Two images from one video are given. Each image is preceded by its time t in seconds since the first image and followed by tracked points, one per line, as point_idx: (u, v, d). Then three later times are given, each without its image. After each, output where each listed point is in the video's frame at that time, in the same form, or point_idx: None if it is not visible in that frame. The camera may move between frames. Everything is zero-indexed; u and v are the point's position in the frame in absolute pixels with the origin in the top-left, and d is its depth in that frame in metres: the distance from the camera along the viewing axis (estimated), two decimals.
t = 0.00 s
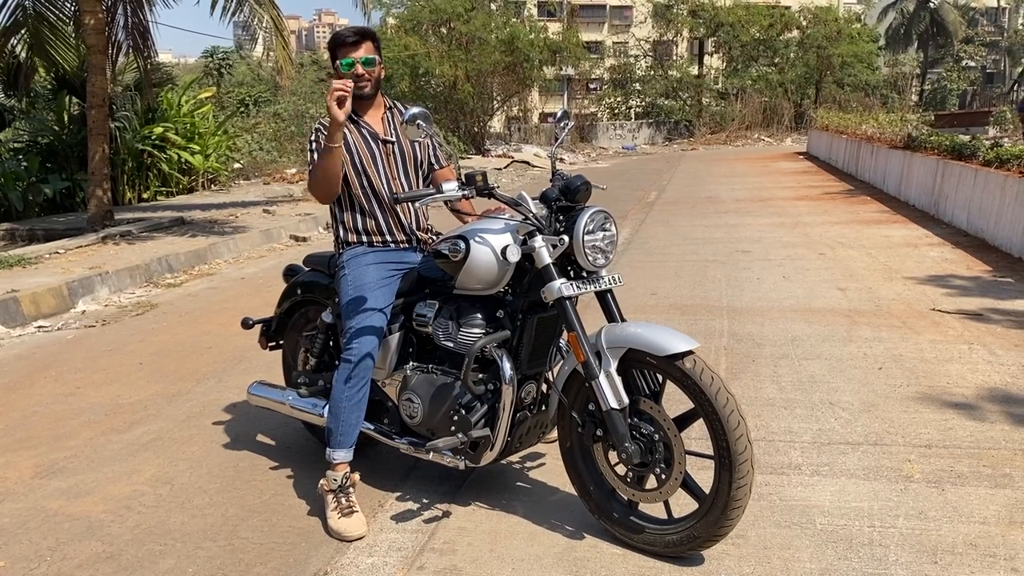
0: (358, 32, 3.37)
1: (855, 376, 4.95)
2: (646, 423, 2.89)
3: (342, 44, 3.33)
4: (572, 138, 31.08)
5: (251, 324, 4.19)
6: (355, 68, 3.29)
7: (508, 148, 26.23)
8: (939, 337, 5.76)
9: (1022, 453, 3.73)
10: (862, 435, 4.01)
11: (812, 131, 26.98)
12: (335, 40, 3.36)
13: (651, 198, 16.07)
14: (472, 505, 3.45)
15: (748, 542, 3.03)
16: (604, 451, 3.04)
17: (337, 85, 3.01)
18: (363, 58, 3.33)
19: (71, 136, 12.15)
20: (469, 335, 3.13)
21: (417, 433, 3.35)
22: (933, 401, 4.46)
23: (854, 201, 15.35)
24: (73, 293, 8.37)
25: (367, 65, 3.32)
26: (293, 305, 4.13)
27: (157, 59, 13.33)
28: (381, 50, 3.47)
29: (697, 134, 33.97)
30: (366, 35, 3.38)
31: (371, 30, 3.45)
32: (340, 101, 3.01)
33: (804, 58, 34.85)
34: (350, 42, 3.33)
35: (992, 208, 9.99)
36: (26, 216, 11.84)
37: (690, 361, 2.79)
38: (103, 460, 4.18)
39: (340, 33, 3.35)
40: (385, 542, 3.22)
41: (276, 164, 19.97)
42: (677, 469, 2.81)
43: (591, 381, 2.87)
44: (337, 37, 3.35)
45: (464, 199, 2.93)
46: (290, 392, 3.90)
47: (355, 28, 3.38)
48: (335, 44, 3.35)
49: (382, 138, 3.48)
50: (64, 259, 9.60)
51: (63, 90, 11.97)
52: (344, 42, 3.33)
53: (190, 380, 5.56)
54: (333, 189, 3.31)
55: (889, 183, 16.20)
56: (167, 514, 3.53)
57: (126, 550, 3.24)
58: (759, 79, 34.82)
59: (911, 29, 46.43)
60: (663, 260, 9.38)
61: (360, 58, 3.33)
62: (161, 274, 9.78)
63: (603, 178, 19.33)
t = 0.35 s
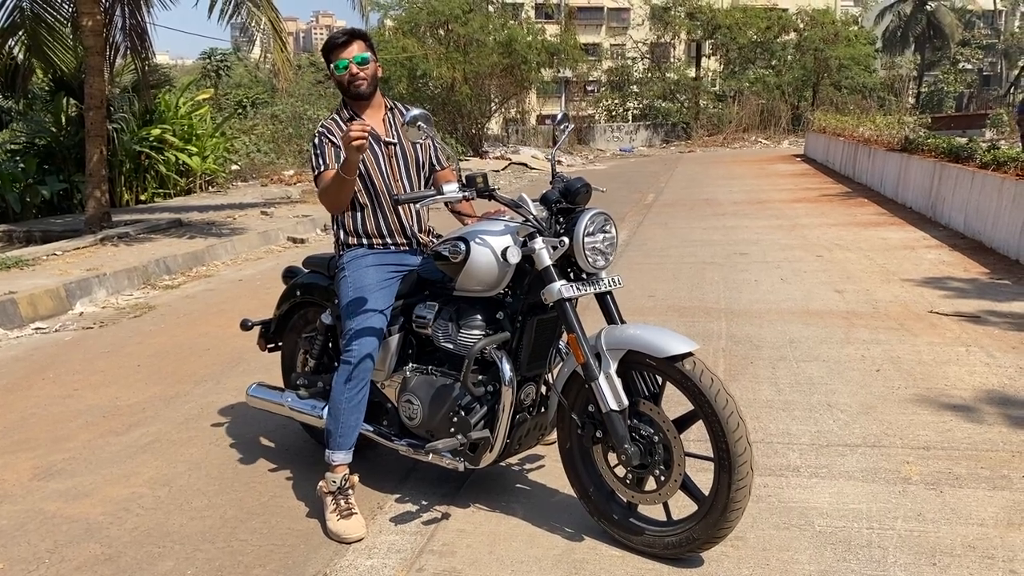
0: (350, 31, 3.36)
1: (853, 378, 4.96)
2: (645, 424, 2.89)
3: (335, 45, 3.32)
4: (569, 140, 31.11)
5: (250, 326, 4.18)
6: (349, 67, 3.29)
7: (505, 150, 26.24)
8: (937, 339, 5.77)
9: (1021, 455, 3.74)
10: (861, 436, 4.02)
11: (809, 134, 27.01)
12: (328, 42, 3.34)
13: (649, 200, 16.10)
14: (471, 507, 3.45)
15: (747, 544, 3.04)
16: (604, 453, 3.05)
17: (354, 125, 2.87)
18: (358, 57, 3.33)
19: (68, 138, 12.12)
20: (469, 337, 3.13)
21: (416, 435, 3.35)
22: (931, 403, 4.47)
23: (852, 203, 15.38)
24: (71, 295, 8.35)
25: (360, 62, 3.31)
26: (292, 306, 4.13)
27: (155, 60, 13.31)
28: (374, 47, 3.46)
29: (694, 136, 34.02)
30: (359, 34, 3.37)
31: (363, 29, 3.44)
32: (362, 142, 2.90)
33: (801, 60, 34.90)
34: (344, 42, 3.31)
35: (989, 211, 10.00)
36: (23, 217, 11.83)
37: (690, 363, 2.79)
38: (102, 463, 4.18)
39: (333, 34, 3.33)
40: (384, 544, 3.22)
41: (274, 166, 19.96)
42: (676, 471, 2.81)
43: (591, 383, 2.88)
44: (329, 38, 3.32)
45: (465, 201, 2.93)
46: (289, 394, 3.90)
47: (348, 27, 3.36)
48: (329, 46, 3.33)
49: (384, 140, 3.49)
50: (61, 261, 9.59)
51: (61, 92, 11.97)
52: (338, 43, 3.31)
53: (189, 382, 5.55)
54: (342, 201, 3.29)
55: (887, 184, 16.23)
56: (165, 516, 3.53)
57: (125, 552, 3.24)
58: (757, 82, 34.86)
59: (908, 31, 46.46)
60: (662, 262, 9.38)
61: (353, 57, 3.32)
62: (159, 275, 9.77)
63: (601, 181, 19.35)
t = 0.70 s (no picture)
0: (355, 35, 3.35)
1: (852, 380, 4.97)
2: (647, 426, 2.89)
3: (340, 49, 3.31)
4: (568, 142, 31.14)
5: (251, 328, 4.18)
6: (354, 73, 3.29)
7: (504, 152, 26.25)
8: (936, 341, 5.78)
9: (1020, 457, 3.74)
10: (860, 438, 4.02)
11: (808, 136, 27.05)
12: (332, 46, 3.33)
13: (647, 201, 16.12)
14: (472, 509, 3.46)
15: (747, 546, 3.04)
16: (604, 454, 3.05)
17: (360, 138, 2.87)
18: (362, 62, 3.33)
19: (66, 139, 12.10)
20: (470, 338, 3.13)
21: (417, 436, 3.35)
22: (930, 405, 4.48)
23: (850, 206, 15.40)
24: (70, 296, 8.35)
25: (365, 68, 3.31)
26: (292, 308, 4.13)
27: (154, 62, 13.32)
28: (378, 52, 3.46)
29: (693, 139, 34.07)
30: (363, 39, 3.37)
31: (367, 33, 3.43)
32: (367, 155, 2.91)
33: (799, 62, 34.95)
34: (348, 47, 3.31)
35: (987, 213, 10.01)
36: (22, 219, 11.83)
37: (691, 365, 2.80)
38: (101, 464, 4.17)
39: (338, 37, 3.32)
40: (385, 546, 3.22)
41: (273, 167, 19.95)
42: (678, 473, 2.81)
43: (592, 385, 2.88)
44: (334, 41, 3.31)
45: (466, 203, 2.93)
46: (290, 395, 3.90)
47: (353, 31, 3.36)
48: (333, 49, 3.33)
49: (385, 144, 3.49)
50: (60, 262, 9.58)
51: (59, 93, 11.97)
52: (342, 48, 3.31)
53: (188, 383, 5.55)
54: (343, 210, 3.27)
55: (885, 186, 16.26)
56: (165, 518, 3.53)
57: (125, 554, 3.24)
58: (755, 84, 34.89)
59: (907, 34, 46.46)
60: (660, 264, 9.40)
61: (358, 62, 3.33)
62: (158, 277, 9.77)
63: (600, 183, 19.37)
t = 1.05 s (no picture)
0: (363, 49, 3.24)
1: (849, 381, 4.98)
2: (644, 426, 2.89)
3: (347, 69, 3.22)
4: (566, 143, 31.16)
5: (249, 328, 4.18)
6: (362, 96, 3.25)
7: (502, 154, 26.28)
8: (933, 342, 5.79)
9: (1017, 457, 3.75)
10: (857, 439, 4.03)
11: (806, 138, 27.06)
12: (336, 58, 3.22)
13: (645, 203, 16.13)
14: (470, 509, 3.46)
15: (745, 546, 3.05)
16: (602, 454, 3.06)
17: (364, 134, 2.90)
18: (370, 84, 3.28)
19: (65, 140, 12.10)
20: (468, 339, 3.13)
21: (415, 437, 3.36)
22: (926, 406, 4.49)
23: (848, 207, 15.43)
24: (68, 297, 8.35)
25: (374, 90, 3.30)
26: (291, 309, 4.13)
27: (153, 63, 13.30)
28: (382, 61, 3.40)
29: (691, 140, 34.08)
30: (370, 54, 3.25)
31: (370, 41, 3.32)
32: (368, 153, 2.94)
33: (797, 64, 34.99)
34: (355, 68, 3.22)
35: (985, 214, 10.03)
36: (20, 220, 11.82)
37: (689, 365, 2.80)
38: (99, 465, 4.17)
39: (344, 52, 3.21)
40: (382, 546, 3.23)
41: (271, 169, 19.93)
42: (675, 473, 2.81)
43: (590, 385, 2.89)
44: (341, 60, 3.20)
45: (465, 203, 2.94)
46: (288, 395, 3.90)
47: (358, 44, 3.24)
48: (339, 64, 3.23)
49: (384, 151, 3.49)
50: (58, 263, 9.58)
51: (58, 94, 11.97)
52: (349, 68, 3.22)
53: (186, 384, 5.55)
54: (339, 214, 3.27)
55: (883, 188, 16.29)
56: (163, 518, 3.53)
57: (123, 554, 3.24)
58: (753, 85, 34.94)
59: (904, 35, 46.46)
60: (658, 265, 9.41)
61: (366, 84, 3.27)
62: (156, 278, 9.77)
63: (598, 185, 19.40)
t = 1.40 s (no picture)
0: (349, 61, 3.25)
1: (847, 381, 4.99)
2: (643, 426, 2.90)
3: (333, 83, 3.23)
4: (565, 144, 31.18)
5: (249, 329, 4.18)
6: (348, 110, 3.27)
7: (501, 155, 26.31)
8: (931, 342, 5.80)
9: (1014, 457, 3.76)
10: (855, 439, 4.04)
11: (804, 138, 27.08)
12: (322, 71, 3.23)
13: (644, 204, 16.15)
14: (469, 509, 3.47)
15: (743, 546, 3.06)
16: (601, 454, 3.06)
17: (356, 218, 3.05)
18: (357, 97, 3.30)
19: (64, 141, 12.09)
20: (467, 339, 3.14)
21: (414, 437, 3.36)
22: (924, 406, 4.50)
23: (846, 207, 15.46)
24: (67, 298, 8.36)
25: (360, 103, 3.31)
26: (290, 310, 4.14)
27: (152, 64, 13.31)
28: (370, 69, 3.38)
29: (689, 141, 34.10)
30: (356, 63, 3.27)
31: (356, 49, 3.31)
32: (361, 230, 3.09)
33: (795, 65, 35.01)
34: (341, 81, 3.24)
35: (983, 215, 10.05)
36: (19, 220, 11.83)
37: (688, 365, 2.81)
38: (98, 465, 4.18)
39: (330, 65, 3.22)
40: (381, 546, 3.23)
41: (270, 169, 19.93)
42: (673, 473, 2.82)
43: (588, 385, 2.89)
44: (328, 74, 3.22)
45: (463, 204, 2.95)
46: (287, 395, 3.91)
47: (344, 53, 3.25)
48: (324, 78, 3.23)
49: (378, 161, 3.47)
50: (57, 264, 9.59)
51: (57, 95, 11.98)
52: (334, 82, 3.23)
53: (185, 385, 5.55)
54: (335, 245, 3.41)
55: (881, 188, 16.31)
56: (163, 518, 3.54)
57: (122, 555, 3.24)
58: (752, 86, 34.97)
59: (903, 36, 46.48)
60: (657, 265, 9.43)
61: (353, 97, 3.29)
62: (155, 279, 9.77)
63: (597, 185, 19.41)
